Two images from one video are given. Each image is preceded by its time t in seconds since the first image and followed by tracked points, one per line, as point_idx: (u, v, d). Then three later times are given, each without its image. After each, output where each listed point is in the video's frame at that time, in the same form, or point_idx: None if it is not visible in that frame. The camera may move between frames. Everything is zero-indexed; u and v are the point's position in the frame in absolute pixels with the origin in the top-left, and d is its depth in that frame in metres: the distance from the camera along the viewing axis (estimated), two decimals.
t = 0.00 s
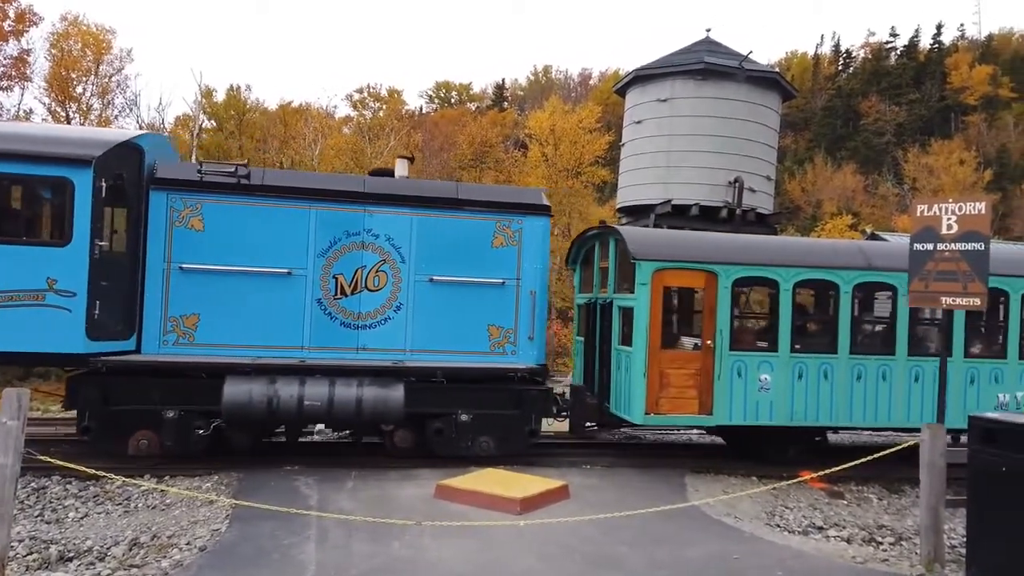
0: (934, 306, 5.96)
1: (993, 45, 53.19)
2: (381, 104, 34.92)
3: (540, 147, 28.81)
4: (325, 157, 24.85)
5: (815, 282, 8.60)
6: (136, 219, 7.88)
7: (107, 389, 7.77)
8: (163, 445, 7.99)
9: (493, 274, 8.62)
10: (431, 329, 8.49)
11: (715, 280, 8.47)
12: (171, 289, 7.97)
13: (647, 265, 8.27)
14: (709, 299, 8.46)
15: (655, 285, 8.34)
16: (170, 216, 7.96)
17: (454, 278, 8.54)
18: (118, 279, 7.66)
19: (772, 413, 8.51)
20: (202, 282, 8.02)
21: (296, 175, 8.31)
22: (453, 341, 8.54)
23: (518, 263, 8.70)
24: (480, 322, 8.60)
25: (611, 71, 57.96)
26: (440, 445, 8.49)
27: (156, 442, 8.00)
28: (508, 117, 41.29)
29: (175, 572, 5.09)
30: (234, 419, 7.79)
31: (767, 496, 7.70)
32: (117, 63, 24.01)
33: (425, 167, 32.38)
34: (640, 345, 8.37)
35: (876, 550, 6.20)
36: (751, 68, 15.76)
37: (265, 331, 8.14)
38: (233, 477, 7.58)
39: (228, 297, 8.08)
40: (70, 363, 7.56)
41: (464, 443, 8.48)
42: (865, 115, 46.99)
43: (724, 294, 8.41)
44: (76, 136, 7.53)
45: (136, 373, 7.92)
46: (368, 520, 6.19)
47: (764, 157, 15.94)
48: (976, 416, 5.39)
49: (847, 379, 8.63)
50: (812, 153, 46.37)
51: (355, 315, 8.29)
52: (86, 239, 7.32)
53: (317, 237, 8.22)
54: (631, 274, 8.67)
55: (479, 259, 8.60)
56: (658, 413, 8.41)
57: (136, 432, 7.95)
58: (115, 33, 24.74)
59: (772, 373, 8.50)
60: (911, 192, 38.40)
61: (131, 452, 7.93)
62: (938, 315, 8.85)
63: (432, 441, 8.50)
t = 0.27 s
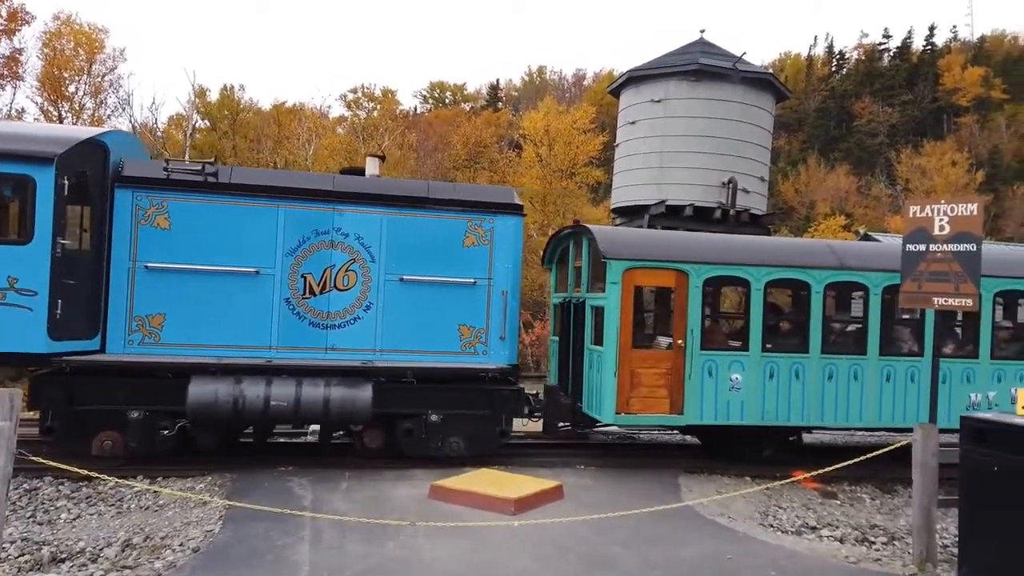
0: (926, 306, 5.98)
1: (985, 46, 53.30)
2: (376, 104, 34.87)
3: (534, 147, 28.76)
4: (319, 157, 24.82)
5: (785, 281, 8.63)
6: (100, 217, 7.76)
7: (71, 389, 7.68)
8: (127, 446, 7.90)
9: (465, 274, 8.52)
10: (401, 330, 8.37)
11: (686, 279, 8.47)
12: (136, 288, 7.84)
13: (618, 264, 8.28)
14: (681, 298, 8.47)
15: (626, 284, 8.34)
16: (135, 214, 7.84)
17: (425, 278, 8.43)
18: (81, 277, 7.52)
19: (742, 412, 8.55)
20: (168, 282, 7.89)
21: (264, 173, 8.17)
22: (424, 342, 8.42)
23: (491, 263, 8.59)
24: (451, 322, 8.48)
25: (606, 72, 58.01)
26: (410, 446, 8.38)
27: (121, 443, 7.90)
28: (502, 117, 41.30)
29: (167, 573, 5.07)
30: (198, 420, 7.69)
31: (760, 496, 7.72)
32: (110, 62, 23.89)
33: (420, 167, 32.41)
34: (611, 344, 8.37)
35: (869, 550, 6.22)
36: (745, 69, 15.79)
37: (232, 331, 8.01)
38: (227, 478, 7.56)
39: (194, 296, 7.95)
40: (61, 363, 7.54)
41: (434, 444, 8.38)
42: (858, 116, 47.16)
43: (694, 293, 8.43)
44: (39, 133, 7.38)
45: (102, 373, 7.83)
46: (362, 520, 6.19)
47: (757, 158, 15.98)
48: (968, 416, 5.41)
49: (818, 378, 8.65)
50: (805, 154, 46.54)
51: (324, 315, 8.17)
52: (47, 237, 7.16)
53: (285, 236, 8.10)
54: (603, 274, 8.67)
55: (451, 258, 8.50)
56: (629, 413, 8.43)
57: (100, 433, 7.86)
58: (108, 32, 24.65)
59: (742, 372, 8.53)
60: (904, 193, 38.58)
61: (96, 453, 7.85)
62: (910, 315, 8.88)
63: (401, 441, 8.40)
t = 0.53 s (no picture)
0: (920, 307, 6.01)
1: (979, 48, 53.47)
2: (371, 104, 34.86)
3: (529, 148, 28.75)
4: (314, 157, 24.80)
5: (758, 280, 8.67)
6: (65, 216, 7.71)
7: (37, 389, 7.61)
8: (92, 446, 7.77)
9: (437, 273, 8.50)
10: (373, 330, 8.34)
11: (658, 278, 8.49)
12: (102, 287, 7.78)
13: (589, 263, 8.29)
14: (653, 297, 8.47)
15: (598, 283, 8.35)
16: (101, 212, 7.80)
17: (397, 277, 8.41)
18: (46, 276, 7.47)
19: (714, 411, 8.56)
20: (135, 281, 7.83)
21: (233, 172, 8.13)
22: (396, 342, 8.39)
23: (463, 262, 8.57)
24: (423, 322, 8.45)
25: (601, 73, 58.07)
26: (380, 447, 8.30)
27: (86, 444, 7.78)
28: (497, 118, 41.33)
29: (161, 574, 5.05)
30: (163, 421, 7.61)
31: (755, 496, 7.74)
32: (104, 62, 23.84)
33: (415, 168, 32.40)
34: (583, 343, 8.36)
35: (863, 551, 6.24)
36: (740, 71, 15.82)
37: (201, 331, 7.95)
38: (222, 478, 7.55)
39: (162, 296, 7.89)
40: (54, 364, 7.52)
41: (405, 445, 8.29)
42: (852, 117, 47.32)
43: (666, 292, 8.44)
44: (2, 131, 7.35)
45: (69, 374, 7.75)
46: (357, 521, 6.19)
47: (753, 159, 16.02)
48: (962, 417, 5.43)
49: (791, 378, 8.67)
50: (800, 156, 46.70)
51: (294, 314, 8.13)
52: (9, 235, 7.13)
53: (255, 235, 8.07)
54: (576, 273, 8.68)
55: (423, 258, 8.48)
56: (601, 412, 8.42)
57: (65, 434, 7.74)
58: (102, 32, 24.60)
59: (715, 372, 8.55)
60: (898, 194, 38.73)
61: (60, 454, 7.73)
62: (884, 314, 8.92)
63: (372, 443, 8.32)
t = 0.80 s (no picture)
0: (916, 308, 6.02)
1: (975, 50, 53.57)
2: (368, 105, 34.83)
3: (526, 149, 28.72)
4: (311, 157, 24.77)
5: (733, 280, 8.67)
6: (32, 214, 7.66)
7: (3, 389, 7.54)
8: (60, 447, 7.70)
9: (410, 273, 8.45)
10: (345, 330, 8.28)
11: (632, 277, 8.49)
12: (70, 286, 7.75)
13: (562, 262, 8.32)
14: (627, 296, 8.47)
15: (571, 283, 8.37)
16: (70, 211, 7.77)
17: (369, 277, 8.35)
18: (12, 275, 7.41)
19: (689, 411, 8.56)
20: (104, 281, 7.80)
21: (204, 170, 8.10)
22: (369, 342, 8.34)
23: (437, 261, 8.53)
24: (396, 322, 8.40)
25: (599, 74, 58.09)
26: (351, 447, 8.21)
27: (53, 445, 7.71)
28: (495, 119, 41.32)
29: None
30: (131, 421, 7.55)
31: (752, 497, 7.75)
32: (101, 62, 23.76)
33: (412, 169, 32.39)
34: (556, 343, 8.37)
35: (860, 551, 6.26)
36: (737, 72, 15.85)
37: (170, 330, 7.91)
38: (219, 479, 7.55)
39: (132, 295, 7.85)
40: (46, 365, 7.51)
41: (376, 446, 8.21)
42: (849, 119, 47.41)
43: (639, 292, 8.46)
44: None
45: (37, 374, 7.66)
46: (354, 521, 6.18)
47: (750, 160, 16.04)
48: (959, 418, 5.45)
49: (765, 378, 8.68)
50: (797, 157, 46.79)
51: (265, 314, 8.08)
52: None
53: (225, 234, 8.02)
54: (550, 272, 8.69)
55: (397, 257, 8.43)
56: (574, 412, 8.42)
57: (33, 434, 7.68)
58: (99, 32, 24.53)
59: (689, 372, 8.55)
60: (895, 196, 38.83)
61: (28, 455, 7.67)
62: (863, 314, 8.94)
63: (343, 443, 8.23)
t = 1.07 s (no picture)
0: (914, 309, 6.02)
1: (972, 51, 53.63)
2: (366, 105, 34.81)
3: (524, 150, 28.69)
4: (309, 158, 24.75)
5: (708, 279, 8.66)
6: None
7: None
8: (26, 446, 7.74)
9: (384, 272, 8.40)
10: (318, 330, 8.23)
11: (606, 276, 8.48)
12: (38, 285, 7.67)
13: (537, 262, 8.31)
14: (601, 296, 8.46)
15: (546, 282, 8.35)
16: (38, 209, 7.69)
17: (342, 275, 8.30)
18: None
19: (663, 411, 8.56)
20: (73, 280, 7.73)
21: (174, 168, 8.03)
22: (342, 341, 8.28)
23: (411, 260, 8.48)
24: (369, 321, 8.35)
25: (597, 75, 58.11)
26: (323, 447, 8.20)
27: (20, 443, 7.75)
28: (493, 120, 41.31)
29: None
30: (98, 421, 7.55)
31: (749, 498, 7.75)
32: (98, 62, 23.72)
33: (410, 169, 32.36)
34: (529, 343, 8.36)
35: (857, 552, 6.26)
36: (735, 73, 15.87)
37: (140, 329, 7.84)
38: (217, 480, 7.54)
39: (101, 294, 7.78)
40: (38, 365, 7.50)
41: (348, 446, 8.19)
42: (846, 120, 47.46)
43: (614, 291, 8.45)
44: None
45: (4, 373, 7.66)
46: (351, 522, 6.18)
47: (748, 161, 16.04)
48: (956, 419, 5.46)
49: (740, 378, 8.68)
50: (794, 157, 46.85)
51: (236, 313, 8.02)
52: None
53: (196, 232, 7.96)
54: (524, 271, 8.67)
55: (370, 256, 8.38)
56: (548, 413, 8.40)
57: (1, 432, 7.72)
58: (96, 32, 24.49)
59: (664, 372, 8.55)
60: (892, 196, 38.89)
61: None
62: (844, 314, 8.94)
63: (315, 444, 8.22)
